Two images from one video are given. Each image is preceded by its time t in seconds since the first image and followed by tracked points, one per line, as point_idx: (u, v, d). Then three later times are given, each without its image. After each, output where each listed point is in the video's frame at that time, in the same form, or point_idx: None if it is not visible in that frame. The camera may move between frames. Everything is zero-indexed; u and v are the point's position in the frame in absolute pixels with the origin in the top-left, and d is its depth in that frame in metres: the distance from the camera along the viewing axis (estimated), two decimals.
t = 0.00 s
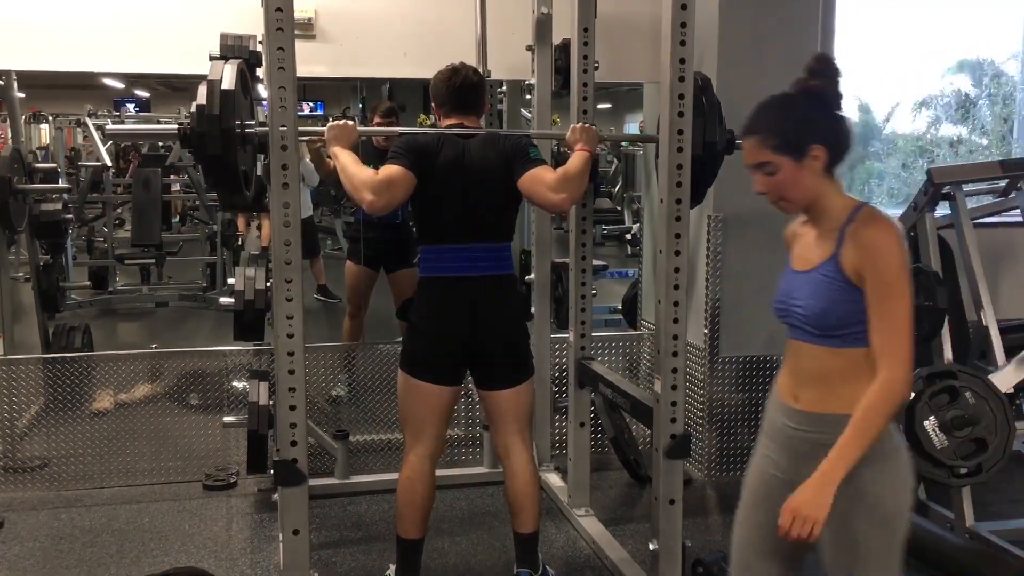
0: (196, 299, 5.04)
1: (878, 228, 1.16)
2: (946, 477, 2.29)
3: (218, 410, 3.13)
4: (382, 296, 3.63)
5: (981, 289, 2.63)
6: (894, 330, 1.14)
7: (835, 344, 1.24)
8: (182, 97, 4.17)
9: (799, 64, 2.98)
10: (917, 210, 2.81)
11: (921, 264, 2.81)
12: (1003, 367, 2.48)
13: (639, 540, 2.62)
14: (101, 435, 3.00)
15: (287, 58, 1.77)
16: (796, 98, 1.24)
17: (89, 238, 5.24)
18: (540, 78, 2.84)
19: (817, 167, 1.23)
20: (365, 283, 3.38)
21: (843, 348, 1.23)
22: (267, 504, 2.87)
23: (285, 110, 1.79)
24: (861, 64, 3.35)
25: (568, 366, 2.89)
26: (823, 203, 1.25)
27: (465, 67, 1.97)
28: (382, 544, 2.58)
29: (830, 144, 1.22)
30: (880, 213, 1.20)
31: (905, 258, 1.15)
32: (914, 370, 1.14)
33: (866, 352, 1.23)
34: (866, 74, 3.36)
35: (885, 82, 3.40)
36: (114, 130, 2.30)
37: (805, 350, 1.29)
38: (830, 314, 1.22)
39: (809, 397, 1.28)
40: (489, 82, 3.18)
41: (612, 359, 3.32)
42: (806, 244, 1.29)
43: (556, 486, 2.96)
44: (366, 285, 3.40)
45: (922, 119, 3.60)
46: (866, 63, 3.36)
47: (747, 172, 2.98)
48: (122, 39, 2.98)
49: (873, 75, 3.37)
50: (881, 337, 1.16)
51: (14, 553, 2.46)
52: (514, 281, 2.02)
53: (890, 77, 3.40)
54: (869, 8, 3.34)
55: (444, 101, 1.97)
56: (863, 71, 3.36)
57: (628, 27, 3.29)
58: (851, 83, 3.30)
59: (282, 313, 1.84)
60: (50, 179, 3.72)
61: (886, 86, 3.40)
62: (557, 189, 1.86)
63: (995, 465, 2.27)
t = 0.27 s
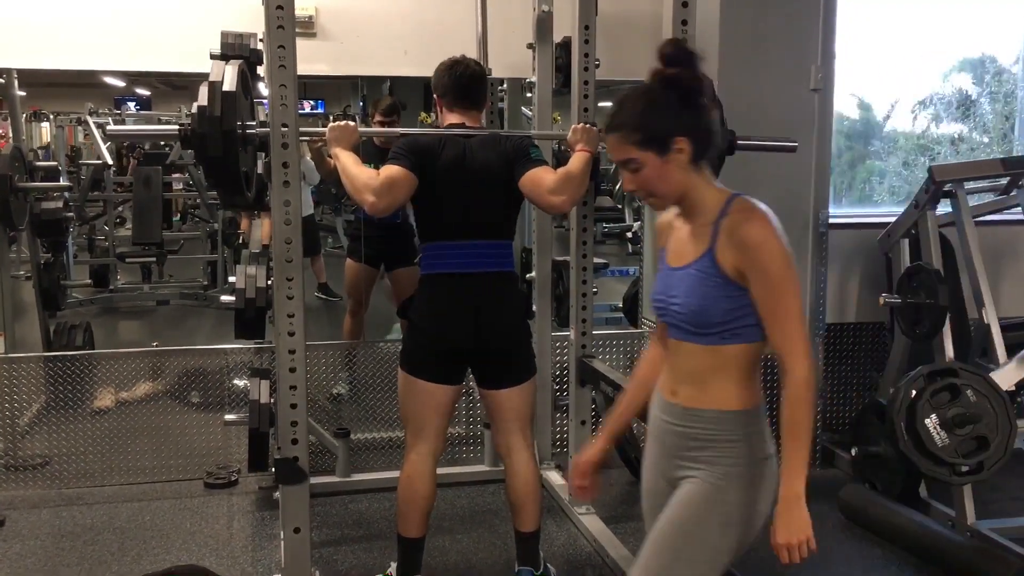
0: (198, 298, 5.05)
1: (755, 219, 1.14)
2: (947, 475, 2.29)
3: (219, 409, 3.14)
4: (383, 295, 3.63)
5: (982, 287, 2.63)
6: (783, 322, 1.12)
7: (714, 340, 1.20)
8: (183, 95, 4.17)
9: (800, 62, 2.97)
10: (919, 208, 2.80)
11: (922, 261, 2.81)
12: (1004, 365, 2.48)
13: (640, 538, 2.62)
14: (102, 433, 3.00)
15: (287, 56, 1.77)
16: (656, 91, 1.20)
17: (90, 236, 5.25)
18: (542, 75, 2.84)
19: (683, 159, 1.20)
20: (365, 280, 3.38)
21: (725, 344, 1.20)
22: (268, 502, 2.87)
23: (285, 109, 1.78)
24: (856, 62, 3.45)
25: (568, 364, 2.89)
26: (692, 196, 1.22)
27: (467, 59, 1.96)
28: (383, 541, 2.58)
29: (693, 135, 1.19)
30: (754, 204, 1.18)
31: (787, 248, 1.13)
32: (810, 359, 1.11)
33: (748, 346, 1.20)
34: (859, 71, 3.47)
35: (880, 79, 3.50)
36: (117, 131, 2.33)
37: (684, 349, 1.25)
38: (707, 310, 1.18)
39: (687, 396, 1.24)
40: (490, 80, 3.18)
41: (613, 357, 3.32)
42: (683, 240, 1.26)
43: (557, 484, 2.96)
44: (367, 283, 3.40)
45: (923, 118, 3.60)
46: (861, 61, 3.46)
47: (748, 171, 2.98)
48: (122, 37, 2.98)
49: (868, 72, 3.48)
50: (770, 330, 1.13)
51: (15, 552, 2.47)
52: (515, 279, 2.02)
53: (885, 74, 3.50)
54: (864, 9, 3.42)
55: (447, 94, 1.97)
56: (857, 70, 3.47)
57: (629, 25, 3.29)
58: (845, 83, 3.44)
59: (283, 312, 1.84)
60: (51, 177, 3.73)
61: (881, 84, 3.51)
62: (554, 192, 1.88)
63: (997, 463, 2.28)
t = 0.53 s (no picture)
0: (199, 296, 5.05)
1: (612, 232, 1.10)
2: (949, 473, 2.28)
3: (220, 407, 3.19)
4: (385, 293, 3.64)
5: (983, 285, 2.62)
6: (642, 344, 1.08)
7: (568, 358, 1.17)
8: (183, 94, 4.16)
9: (801, 60, 2.97)
10: (920, 206, 2.80)
11: (924, 259, 2.80)
12: (1006, 363, 2.48)
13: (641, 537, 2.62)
14: (103, 431, 3.00)
15: (288, 54, 1.76)
16: (507, 100, 1.16)
17: (91, 235, 5.25)
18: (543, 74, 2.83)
19: (532, 168, 1.16)
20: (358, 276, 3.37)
21: (580, 363, 1.17)
22: (269, 501, 2.87)
23: (286, 106, 1.78)
24: (856, 60, 3.46)
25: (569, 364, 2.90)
26: (546, 204, 1.17)
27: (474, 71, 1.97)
28: (384, 540, 2.58)
29: (544, 144, 1.15)
30: (612, 215, 1.14)
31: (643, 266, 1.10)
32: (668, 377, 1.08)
33: (601, 363, 1.17)
34: (859, 71, 3.47)
35: (880, 76, 3.50)
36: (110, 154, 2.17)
37: (538, 365, 1.22)
38: (559, 328, 1.15)
39: (538, 412, 1.20)
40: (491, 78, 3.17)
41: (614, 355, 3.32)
42: (539, 251, 1.22)
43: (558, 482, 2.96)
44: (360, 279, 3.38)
45: (925, 116, 3.59)
46: (861, 59, 3.46)
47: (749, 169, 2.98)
48: (123, 36, 2.97)
49: (868, 70, 3.48)
50: (629, 349, 1.10)
51: (17, 550, 2.47)
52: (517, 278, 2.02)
53: (886, 71, 3.50)
54: (865, 7, 3.41)
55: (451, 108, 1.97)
56: (857, 68, 3.47)
57: (629, 23, 3.28)
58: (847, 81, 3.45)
59: (284, 310, 1.84)
60: (52, 176, 3.72)
61: (882, 81, 3.51)
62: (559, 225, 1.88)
63: (999, 461, 2.27)
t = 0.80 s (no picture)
0: (200, 295, 5.06)
1: (433, 231, 0.96)
2: (950, 473, 2.29)
3: (222, 405, 3.12)
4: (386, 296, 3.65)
5: (984, 283, 2.62)
6: (425, 358, 0.93)
7: (390, 363, 1.04)
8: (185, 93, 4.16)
9: (803, 59, 2.96)
10: (922, 205, 2.79)
11: (925, 258, 2.80)
12: (1006, 362, 2.48)
13: (642, 536, 2.62)
14: (105, 430, 3.01)
15: (289, 53, 1.77)
16: (347, 84, 1.02)
17: (92, 234, 5.25)
18: (544, 72, 2.83)
19: (359, 157, 1.01)
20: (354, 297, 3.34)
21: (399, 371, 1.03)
22: (270, 499, 2.87)
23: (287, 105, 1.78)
24: (857, 59, 3.46)
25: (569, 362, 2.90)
26: (375, 196, 1.03)
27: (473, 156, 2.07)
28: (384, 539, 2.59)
29: (371, 131, 1.01)
30: (440, 214, 1.00)
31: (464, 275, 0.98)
32: (454, 400, 0.94)
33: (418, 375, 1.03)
34: (859, 70, 3.47)
35: (881, 74, 3.49)
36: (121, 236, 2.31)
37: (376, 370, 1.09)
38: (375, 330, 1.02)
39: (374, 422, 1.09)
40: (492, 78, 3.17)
41: (615, 354, 3.32)
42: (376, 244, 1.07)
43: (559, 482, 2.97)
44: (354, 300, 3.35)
45: (926, 115, 3.59)
46: (862, 58, 3.46)
47: (750, 167, 2.98)
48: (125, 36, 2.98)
49: (869, 69, 3.47)
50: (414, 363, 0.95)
51: (18, 549, 2.47)
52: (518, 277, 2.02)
53: (886, 69, 3.49)
54: (866, 6, 3.41)
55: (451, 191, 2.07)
56: (858, 67, 3.46)
57: (630, 22, 3.28)
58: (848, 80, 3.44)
59: (285, 309, 1.84)
60: (53, 175, 3.73)
61: (883, 79, 3.50)
62: (558, 293, 1.95)
63: (1000, 460, 2.27)
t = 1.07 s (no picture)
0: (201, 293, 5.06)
1: (237, 241, 0.95)
2: (951, 471, 2.29)
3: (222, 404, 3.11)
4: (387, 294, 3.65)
5: (986, 282, 2.61)
6: (201, 363, 0.89)
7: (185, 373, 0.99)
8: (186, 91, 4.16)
9: (805, 57, 2.96)
10: (923, 204, 2.78)
11: (927, 256, 2.79)
12: (1008, 361, 2.47)
13: (645, 535, 2.62)
14: (106, 428, 3.01)
15: (291, 51, 1.77)
16: (166, 76, 0.97)
17: (93, 231, 5.26)
18: (545, 71, 2.83)
19: (172, 156, 0.98)
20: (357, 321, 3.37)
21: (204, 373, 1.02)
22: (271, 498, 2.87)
23: (289, 104, 1.78)
24: (859, 57, 3.45)
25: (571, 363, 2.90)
26: (183, 198, 1.00)
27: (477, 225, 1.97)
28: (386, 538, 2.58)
29: (186, 132, 0.97)
30: (242, 221, 0.98)
31: (266, 288, 0.99)
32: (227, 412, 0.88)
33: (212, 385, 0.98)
34: (862, 69, 3.46)
35: (883, 73, 3.49)
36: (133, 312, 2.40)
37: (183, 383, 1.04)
38: (163, 337, 0.98)
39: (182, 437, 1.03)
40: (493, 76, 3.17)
41: (616, 353, 3.31)
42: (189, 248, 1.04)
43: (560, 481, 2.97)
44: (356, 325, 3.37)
45: (928, 113, 3.58)
46: (864, 56, 3.45)
47: (751, 165, 2.97)
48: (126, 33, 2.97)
49: (871, 68, 3.47)
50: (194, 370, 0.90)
51: (20, 547, 2.48)
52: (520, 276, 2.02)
53: (888, 68, 3.49)
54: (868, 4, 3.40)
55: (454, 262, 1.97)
56: (860, 66, 3.46)
57: (631, 21, 3.27)
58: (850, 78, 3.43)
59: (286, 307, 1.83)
60: (54, 173, 3.73)
61: (885, 78, 3.49)
62: (560, 360, 1.87)
63: (1001, 459, 2.27)
